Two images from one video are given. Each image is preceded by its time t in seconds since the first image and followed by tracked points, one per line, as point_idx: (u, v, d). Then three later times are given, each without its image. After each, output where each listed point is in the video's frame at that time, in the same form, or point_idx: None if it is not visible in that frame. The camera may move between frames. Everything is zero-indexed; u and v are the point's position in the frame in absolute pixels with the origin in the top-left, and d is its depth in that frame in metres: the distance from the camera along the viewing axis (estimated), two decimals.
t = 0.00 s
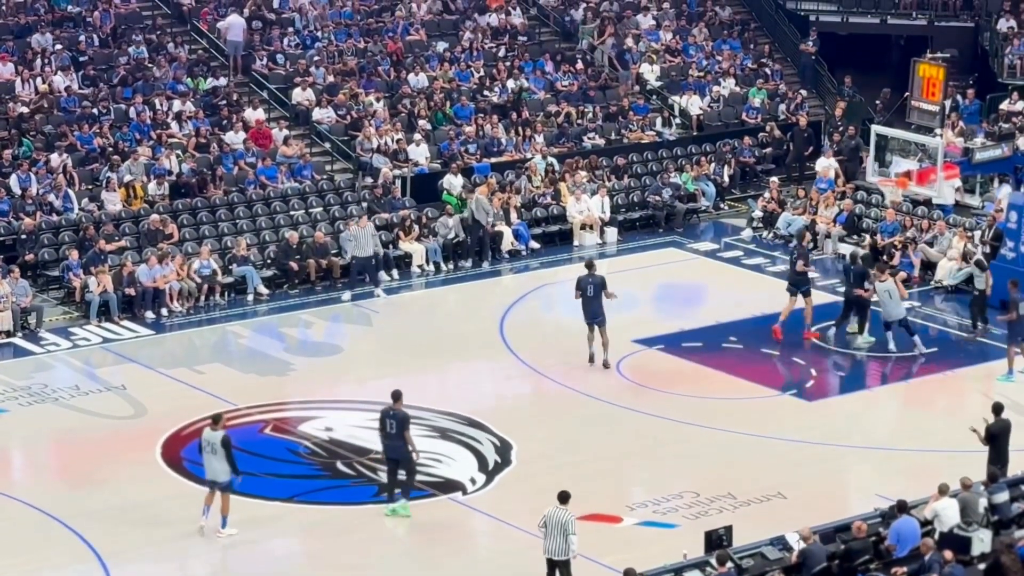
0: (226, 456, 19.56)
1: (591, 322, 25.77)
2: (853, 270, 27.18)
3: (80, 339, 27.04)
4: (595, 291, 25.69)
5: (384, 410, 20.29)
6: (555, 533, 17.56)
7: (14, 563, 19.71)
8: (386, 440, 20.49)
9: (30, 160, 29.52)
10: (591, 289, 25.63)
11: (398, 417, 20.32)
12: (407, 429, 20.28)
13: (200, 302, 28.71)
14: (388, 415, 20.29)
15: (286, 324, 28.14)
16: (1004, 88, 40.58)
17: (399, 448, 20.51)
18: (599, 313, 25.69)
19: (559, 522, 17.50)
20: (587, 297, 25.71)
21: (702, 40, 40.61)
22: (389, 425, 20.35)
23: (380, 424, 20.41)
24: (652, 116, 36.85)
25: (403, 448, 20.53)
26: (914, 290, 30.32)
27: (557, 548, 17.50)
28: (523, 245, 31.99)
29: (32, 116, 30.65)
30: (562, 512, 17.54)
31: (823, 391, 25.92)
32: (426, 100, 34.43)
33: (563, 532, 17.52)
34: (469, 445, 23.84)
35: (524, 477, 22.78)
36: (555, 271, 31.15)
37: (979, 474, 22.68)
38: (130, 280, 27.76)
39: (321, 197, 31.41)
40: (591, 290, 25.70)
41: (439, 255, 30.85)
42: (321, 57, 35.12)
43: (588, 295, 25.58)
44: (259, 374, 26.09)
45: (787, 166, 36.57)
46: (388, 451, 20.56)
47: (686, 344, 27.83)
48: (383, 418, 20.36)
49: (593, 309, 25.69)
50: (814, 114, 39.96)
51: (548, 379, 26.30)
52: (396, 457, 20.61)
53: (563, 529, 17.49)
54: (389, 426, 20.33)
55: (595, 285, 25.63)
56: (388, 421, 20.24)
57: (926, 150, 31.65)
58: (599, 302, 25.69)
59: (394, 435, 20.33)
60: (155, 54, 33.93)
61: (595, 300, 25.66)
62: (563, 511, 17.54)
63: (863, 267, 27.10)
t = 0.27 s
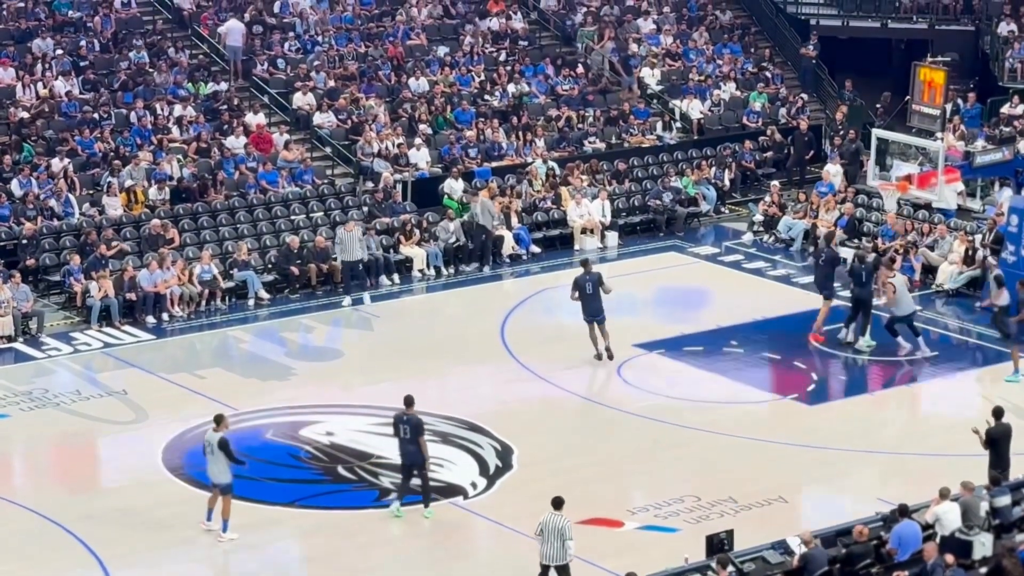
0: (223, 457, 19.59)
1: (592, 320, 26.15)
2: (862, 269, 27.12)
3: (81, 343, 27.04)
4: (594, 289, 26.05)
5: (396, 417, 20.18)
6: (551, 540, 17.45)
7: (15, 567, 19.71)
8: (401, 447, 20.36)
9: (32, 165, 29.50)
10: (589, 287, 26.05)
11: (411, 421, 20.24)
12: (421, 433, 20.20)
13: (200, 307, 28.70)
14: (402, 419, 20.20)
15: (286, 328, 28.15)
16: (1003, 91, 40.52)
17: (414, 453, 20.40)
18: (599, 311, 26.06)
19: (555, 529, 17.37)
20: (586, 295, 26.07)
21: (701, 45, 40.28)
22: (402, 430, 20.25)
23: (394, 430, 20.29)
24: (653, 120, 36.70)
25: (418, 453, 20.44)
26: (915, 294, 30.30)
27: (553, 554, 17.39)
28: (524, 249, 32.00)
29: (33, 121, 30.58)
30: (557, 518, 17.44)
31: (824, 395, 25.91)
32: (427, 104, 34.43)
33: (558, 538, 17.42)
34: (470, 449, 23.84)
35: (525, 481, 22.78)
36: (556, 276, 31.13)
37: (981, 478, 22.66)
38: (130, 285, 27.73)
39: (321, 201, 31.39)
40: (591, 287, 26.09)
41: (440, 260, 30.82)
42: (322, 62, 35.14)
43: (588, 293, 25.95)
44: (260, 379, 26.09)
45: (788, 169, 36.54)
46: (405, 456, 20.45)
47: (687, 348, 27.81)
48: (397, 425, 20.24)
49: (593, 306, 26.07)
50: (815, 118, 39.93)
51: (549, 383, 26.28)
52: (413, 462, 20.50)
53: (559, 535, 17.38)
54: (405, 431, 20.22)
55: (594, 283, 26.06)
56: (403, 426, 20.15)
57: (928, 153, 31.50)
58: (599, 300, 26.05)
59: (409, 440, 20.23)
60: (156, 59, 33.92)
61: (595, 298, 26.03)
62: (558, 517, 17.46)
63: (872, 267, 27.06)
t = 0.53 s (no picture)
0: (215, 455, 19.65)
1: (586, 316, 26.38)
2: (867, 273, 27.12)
3: (82, 347, 27.02)
4: (587, 284, 26.32)
5: (403, 418, 20.13)
6: (531, 547, 17.34)
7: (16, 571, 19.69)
8: (408, 445, 20.47)
9: (33, 168, 29.48)
10: (582, 282, 26.35)
11: (419, 419, 20.28)
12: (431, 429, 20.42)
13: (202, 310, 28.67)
14: (411, 419, 20.22)
15: (289, 331, 28.14)
16: (1003, 92, 40.44)
17: (420, 451, 20.55)
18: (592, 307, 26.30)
19: (533, 536, 17.25)
20: (580, 292, 26.32)
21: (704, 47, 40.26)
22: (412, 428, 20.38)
23: (402, 431, 20.27)
24: (654, 122, 36.75)
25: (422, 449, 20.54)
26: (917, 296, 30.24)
27: (535, 562, 17.26)
28: (525, 252, 32.00)
29: (34, 125, 30.56)
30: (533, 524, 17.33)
31: (827, 398, 25.88)
32: (428, 107, 34.43)
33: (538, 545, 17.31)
34: (472, 452, 23.84)
35: (527, 484, 22.77)
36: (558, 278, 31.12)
37: (983, 480, 22.66)
38: (132, 288, 27.71)
39: (322, 205, 31.36)
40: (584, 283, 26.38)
41: (441, 262, 30.81)
42: (323, 65, 35.15)
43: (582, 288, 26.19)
44: (262, 382, 26.07)
45: (789, 172, 36.52)
46: (411, 455, 20.50)
47: (689, 350, 27.78)
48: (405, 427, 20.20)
49: (586, 302, 26.32)
50: (816, 120, 39.91)
51: (551, 386, 26.26)
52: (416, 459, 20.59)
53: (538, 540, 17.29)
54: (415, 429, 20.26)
55: (587, 278, 26.37)
56: (414, 425, 20.18)
57: (928, 155, 31.54)
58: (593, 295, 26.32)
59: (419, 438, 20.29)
60: (157, 62, 33.91)
61: (588, 294, 26.29)
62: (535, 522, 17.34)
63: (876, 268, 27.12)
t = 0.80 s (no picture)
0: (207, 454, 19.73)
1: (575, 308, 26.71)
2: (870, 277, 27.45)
3: (85, 349, 26.99)
4: (577, 278, 26.65)
5: (404, 420, 20.39)
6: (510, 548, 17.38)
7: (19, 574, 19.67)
8: (414, 445, 20.66)
9: (35, 171, 29.43)
10: (572, 276, 26.60)
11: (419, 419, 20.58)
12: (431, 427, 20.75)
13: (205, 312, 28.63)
14: (413, 419, 20.52)
15: (292, 334, 28.11)
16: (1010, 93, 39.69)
17: (421, 450, 20.81)
18: (582, 300, 26.65)
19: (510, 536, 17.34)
20: (569, 285, 26.65)
21: (706, 48, 40.50)
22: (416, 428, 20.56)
23: (405, 431, 20.54)
24: (656, 124, 36.78)
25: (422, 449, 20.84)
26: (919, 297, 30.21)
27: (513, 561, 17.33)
28: (527, 253, 31.89)
29: (37, 128, 30.54)
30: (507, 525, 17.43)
31: (828, 399, 25.87)
32: (430, 109, 34.41)
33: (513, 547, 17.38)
34: (475, 454, 23.87)
35: (530, 486, 22.80)
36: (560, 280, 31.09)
37: (986, 481, 22.66)
38: (134, 291, 27.62)
39: (325, 207, 31.29)
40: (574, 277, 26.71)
41: (443, 264, 30.75)
42: (325, 68, 35.15)
43: (571, 281, 26.50)
44: (264, 385, 26.09)
45: (792, 173, 36.49)
46: (411, 456, 20.78)
47: (691, 352, 27.77)
48: (408, 428, 20.47)
49: (575, 296, 26.65)
50: (819, 122, 39.88)
51: (553, 388, 26.27)
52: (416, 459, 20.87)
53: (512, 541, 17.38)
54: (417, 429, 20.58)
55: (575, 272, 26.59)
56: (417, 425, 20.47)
57: (931, 155, 31.72)
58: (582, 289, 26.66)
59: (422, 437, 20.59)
60: (159, 65, 33.90)
61: (577, 288, 26.61)
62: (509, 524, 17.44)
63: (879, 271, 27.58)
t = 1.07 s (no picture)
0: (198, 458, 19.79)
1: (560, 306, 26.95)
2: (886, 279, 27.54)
3: (88, 351, 26.94)
4: (563, 276, 26.90)
5: (398, 420, 20.46)
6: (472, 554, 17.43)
7: None
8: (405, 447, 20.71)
9: (38, 173, 29.35)
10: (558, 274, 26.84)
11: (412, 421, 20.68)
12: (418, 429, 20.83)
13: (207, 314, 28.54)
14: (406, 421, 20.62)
15: (293, 336, 28.03)
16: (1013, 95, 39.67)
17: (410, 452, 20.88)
18: (568, 298, 26.92)
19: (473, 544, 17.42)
20: (555, 284, 26.94)
21: (709, 48, 40.47)
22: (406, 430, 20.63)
23: (398, 433, 20.60)
24: (659, 125, 36.77)
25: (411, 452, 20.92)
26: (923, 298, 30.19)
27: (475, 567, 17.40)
28: (531, 255, 31.79)
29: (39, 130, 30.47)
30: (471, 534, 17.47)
31: (832, 400, 25.88)
32: (433, 111, 34.38)
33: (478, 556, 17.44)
34: (478, 455, 23.96)
35: (534, 487, 22.89)
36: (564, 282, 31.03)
37: (989, 482, 22.68)
38: (138, 292, 27.57)
39: (327, 209, 31.14)
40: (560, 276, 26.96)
41: (446, 266, 30.66)
42: (328, 69, 35.14)
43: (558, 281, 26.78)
44: (267, 386, 26.09)
45: (795, 174, 36.46)
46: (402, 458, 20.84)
47: (695, 353, 27.75)
48: (402, 429, 20.54)
49: (563, 293, 26.91)
50: (822, 123, 39.86)
51: (556, 389, 26.29)
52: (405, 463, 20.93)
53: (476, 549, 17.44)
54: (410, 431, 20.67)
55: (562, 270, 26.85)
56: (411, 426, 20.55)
57: (934, 156, 31.96)
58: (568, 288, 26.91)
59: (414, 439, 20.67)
60: (161, 67, 33.85)
61: (564, 286, 26.88)
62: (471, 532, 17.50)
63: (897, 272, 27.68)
